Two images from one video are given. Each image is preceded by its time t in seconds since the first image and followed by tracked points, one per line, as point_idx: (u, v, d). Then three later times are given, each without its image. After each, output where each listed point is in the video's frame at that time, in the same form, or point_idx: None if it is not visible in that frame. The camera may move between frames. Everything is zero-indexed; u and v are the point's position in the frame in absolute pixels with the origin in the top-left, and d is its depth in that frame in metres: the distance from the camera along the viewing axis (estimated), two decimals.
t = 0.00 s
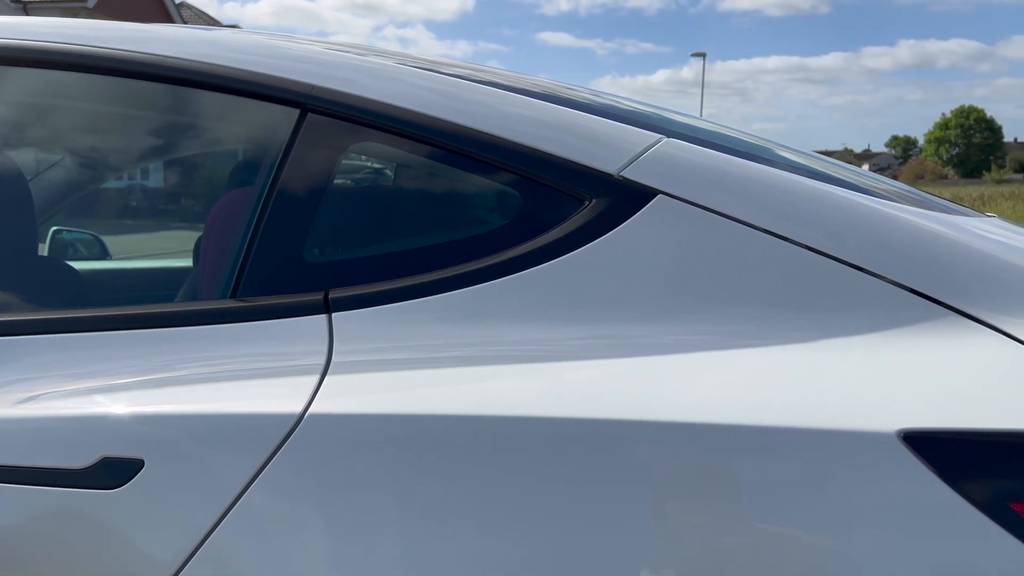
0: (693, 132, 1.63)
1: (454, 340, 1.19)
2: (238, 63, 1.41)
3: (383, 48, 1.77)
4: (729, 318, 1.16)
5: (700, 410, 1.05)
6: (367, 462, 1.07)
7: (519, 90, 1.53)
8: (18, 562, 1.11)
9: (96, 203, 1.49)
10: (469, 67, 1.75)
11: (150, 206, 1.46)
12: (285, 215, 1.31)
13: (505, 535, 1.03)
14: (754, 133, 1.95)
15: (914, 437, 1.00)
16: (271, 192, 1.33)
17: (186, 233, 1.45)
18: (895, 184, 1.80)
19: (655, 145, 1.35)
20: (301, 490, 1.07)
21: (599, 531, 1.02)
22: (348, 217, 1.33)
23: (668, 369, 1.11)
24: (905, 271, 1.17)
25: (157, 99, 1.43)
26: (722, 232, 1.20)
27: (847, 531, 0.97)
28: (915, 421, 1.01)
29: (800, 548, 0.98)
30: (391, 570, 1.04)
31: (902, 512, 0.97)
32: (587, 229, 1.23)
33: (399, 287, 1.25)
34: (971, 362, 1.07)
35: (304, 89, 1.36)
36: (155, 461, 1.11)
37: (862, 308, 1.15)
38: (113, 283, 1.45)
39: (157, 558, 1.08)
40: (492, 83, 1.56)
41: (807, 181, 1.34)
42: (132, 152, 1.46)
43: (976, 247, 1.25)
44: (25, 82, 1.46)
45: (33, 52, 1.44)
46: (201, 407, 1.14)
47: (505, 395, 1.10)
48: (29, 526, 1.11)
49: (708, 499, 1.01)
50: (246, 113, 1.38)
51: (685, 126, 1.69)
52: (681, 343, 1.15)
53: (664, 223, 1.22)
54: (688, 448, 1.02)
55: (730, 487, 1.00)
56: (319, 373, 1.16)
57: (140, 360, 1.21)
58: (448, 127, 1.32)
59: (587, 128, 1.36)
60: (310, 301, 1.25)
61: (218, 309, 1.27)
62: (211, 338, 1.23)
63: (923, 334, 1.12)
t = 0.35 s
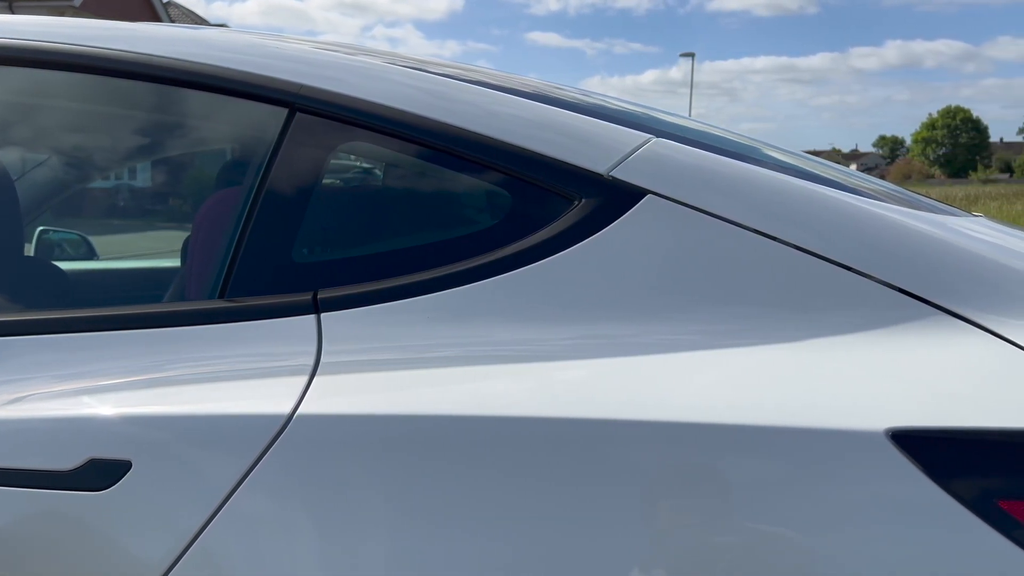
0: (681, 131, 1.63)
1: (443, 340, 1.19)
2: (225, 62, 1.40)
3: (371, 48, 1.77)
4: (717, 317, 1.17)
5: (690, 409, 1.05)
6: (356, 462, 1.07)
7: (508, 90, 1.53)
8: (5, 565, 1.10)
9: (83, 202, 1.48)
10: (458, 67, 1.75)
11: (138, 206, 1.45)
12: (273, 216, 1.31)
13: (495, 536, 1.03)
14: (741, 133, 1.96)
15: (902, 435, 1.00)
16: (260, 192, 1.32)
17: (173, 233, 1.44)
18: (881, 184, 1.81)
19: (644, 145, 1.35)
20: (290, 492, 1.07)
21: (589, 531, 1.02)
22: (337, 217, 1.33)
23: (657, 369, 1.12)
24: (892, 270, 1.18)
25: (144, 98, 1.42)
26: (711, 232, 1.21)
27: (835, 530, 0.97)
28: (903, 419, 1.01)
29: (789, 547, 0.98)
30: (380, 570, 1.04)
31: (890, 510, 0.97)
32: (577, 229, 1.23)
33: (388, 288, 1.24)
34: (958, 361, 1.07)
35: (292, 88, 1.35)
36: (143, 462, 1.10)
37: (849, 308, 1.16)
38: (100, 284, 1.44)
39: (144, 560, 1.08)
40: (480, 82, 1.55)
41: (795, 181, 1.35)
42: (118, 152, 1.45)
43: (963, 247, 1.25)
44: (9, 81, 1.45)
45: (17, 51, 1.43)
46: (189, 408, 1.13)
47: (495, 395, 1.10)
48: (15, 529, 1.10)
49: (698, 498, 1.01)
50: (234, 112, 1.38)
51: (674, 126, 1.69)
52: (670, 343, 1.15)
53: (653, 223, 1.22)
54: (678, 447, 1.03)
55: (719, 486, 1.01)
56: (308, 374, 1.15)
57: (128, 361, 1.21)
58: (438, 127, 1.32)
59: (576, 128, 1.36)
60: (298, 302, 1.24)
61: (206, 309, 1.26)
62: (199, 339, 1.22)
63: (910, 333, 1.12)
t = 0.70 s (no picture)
0: (670, 131, 1.64)
1: (432, 340, 1.19)
2: (213, 61, 1.40)
3: (360, 48, 1.76)
4: (706, 317, 1.17)
5: (679, 409, 1.05)
6: (345, 463, 1.06)
7: (497, 90, 1.53)
8: None
9: (68, 203, 1.46)
10: (447, 67, 1.74)
11: (125, 206, 1.44)
12: (261, 216, 1.30)
13: (485, 536, 1.03)
14: (730, 133, 1.96)
15: (890, 434, 1.00)
16: (248, 191, 1.32)
17: (161, 233, 1.43)
18: (869, 184, 1.82)
19: (633, 145, 1.35)
20: (279, 492, 1.06)
21: (579, 531, 1.02)
22: (325, 217, 1.32)
23: (646, 369, 1.12)
24: (879, 269, 1.18)
25: (129, 97, 1.41)
26: (700, 232, 1.21)
27: (824, 528, 0.98)
28: (891, 417, 1.02)
29: (778, 545, 0.98)
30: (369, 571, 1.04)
31: (879, 508, 0.97)
32: (566, 229, 1.23)
33: (377, 287, 1.24)
34: (945, 360, 1.08)
35: (279, 87, 1.35)
36: (130, 464, 1.10)
37: (837, 307, 1.16)
38: (85, 284, 1.43)
39: (132, 563, 1.07)
40: (469, 82, 1.55)
41: (783, 181, 1.35)
42: (103, 151, 1.44)
43: (950, 246, 1.26)
44: None
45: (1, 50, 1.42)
46: (177, 409, 1.12)
47: (484, 395, 1.10)
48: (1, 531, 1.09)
49: (687, 497, 1.01)
50: (222, 112, 1.37)
51: (663, 126, 1.70)
52: (659, 343, 1.15)
53: (642, 223, 1.22)
54: (667, 446, 1.03)
55: (708, 485, 1.01)
56: (297, 375, 1.15)
57: (115, 362, 1.20)
58: (426, 127, 1.32)
59: (566, 127, 1.36)
60: (287, 302, 1.24)
61: (194, 310, 1.25)
62: (187, 339, 1.22)
63: (898, 332, 1.13)
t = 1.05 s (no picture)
0: (659, 131, 1.64)
1: (422, 340, 1.18)
2: (200, 60, 1.39)
3: (348, 47, 1.76)
4: (695, 317, 1.17)
5: (668, 408, 1.06)
6: (334, 464, 1.06)
7: (486, 90, 1.53)
8: None
9: (55, 203, 1.46)
10: (436, 66, 1.74)
11: (113, 207, 1.44)
12: (250, 215, 1.30)
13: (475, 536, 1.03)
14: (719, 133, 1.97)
15: (878, 432, 1.01)
16: (236, 191, 1.31)
17: (149, 233, 1.42)
18: (857, 183, 1.83)
19: (622, 145, 1.35)
20: (267, 493, 1.06)
21: (569, 530, 1.02)
22: (314, 217, 1.32)
23: (635, 368, 1.12)
24: (867, 268, 1.19)
25: (115, 96, 1.40)
26: (689, 231, 1.21)
27: (813, 526, 0.98)
28: (878, 416, 1.02)
29: (767, 543, 0.98)
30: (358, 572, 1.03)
31: (868, 506, 0.97)
32: (555, 228, 1.23)
33: (367, 288, 1.24)
34: (933, 359, 1.08)
35: (267, 87, 1.34)
36: (117, 465, 1.09)
37: (824, 306, 1.17)
38: (72, 284, 1.42)
39: (120, 565, 1.06)
40: (458, 81, 1.55)
41: (771, 181, 1.36)
42: (89, 150, 1.43)
43: (937, 246, 1.27)
44: None
45: None
46: (165, 410, 1.12)
47: (474, 395, 1.10)
48: None
49: (677, 496, 1.01)
50: (209, 111, 1.36)
51: (652, 125, 1.70)
52: (648, 342, 1.15)
53: (631, 223, 1.22)
54: (656, 445, 1.03)
55: (697, 484, 1.01)
56: (285, 375, 1.14)
57: (103, 363, 1.19)
58: (415, 126, 1.31)
59: (554, 127, 1.36)
60: (275, 302, 1.23)
61: (182, 310, 1.25)
62: (175, 340, 1.21)
63: (885, 331, 1.13)
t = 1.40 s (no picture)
0: (648, 131, 1.64)
1: (411, 341, 1.18)
2: (186, 58, 1.38)
3: (337, 46, 1.75)
4: (684, 316, 1.18)
5: (657, 408, 1.06)
6: (323, 465, 1.06)
7: (476, 89, 1.53)
8: None
9: (41, 203, 1.45)
10: (425, 65, 1.74)
11: (99, 207, 1.43)
12: (238, 215, 1.29)
13: (465, 537, 1.03)
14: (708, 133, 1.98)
15: (867, 431, 1.01)
16: (224, 191, 1.30)
17: (136, 234, 1.41)
18: (845, 183, 1.84)
19: (611, 145, 1.35)
20: (256, 494, 1.05)
21: (559, 530, 1.02)
22: (303, 217, 1.32)
23: (624, 368, 1.12)
24: (854, 268, 1.19)
25: (99, 94, 1.39)
26: (678, 231, 1.22)
27: (802, 524, 0.98)
28: (867, 414, 1.03)
29: (756, 542, 0.99)
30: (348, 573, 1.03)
31: (856, 504, 0.98)
32: (545, 228, 1.23)
33: (356, 287, 1.23)
34: (920, 358, 1.09)
35: (255, 85, 1.33)
36: (104, 467, 1.08)
37: (813, 305, 1.17)
38: (57, 285, 1.41)
39: (108, 567, 1.05)
40: (447, 81, 1.55)
41: (759, 181, 1.37)
42: (74, 149, 1.42)
43: (924, 245, 1.28)
44: None
45: None
46: (152, 412, 1.11)
47: (463, 395, 1.10)
48: None
49: (666, 495, 1.01)
50: (196, 110, 1.35)
51: (641, 125, 1.70)
52: (637, 342, 1.16)
53: (621, 223, 1.22)
54: (645, 444, 1.03)
55: (687, 482, 1.01)
56: (274, 376, 1.14)
57: (90, 364, 1.18)
58: (404, 126, 1.31)
59: (543, 126, 1.36)
60: (263, 303, 1.23)
61: (170, 311, 1.24)
62: (162, 341, 1.20)
63: (872, 330, 1.14)
